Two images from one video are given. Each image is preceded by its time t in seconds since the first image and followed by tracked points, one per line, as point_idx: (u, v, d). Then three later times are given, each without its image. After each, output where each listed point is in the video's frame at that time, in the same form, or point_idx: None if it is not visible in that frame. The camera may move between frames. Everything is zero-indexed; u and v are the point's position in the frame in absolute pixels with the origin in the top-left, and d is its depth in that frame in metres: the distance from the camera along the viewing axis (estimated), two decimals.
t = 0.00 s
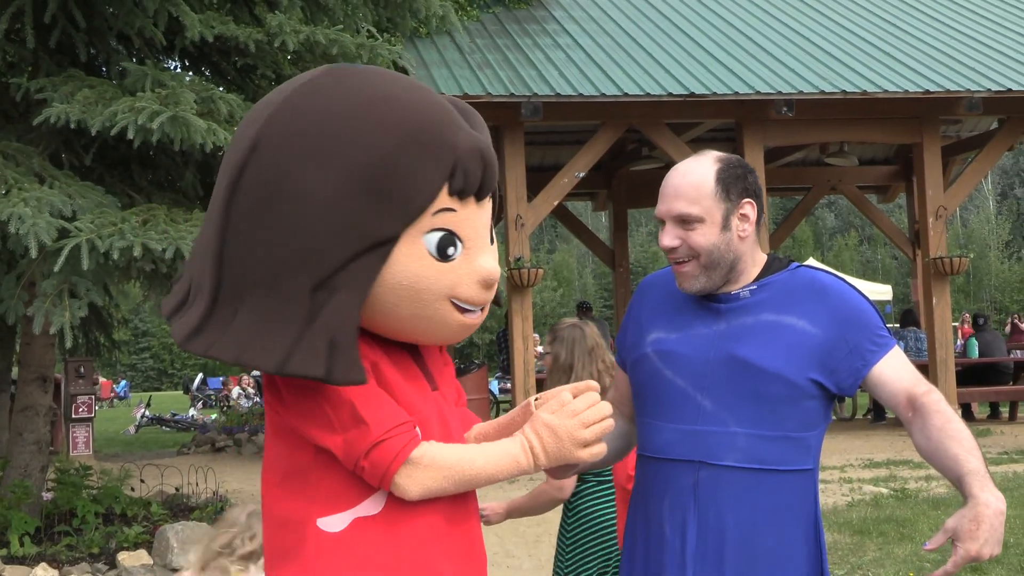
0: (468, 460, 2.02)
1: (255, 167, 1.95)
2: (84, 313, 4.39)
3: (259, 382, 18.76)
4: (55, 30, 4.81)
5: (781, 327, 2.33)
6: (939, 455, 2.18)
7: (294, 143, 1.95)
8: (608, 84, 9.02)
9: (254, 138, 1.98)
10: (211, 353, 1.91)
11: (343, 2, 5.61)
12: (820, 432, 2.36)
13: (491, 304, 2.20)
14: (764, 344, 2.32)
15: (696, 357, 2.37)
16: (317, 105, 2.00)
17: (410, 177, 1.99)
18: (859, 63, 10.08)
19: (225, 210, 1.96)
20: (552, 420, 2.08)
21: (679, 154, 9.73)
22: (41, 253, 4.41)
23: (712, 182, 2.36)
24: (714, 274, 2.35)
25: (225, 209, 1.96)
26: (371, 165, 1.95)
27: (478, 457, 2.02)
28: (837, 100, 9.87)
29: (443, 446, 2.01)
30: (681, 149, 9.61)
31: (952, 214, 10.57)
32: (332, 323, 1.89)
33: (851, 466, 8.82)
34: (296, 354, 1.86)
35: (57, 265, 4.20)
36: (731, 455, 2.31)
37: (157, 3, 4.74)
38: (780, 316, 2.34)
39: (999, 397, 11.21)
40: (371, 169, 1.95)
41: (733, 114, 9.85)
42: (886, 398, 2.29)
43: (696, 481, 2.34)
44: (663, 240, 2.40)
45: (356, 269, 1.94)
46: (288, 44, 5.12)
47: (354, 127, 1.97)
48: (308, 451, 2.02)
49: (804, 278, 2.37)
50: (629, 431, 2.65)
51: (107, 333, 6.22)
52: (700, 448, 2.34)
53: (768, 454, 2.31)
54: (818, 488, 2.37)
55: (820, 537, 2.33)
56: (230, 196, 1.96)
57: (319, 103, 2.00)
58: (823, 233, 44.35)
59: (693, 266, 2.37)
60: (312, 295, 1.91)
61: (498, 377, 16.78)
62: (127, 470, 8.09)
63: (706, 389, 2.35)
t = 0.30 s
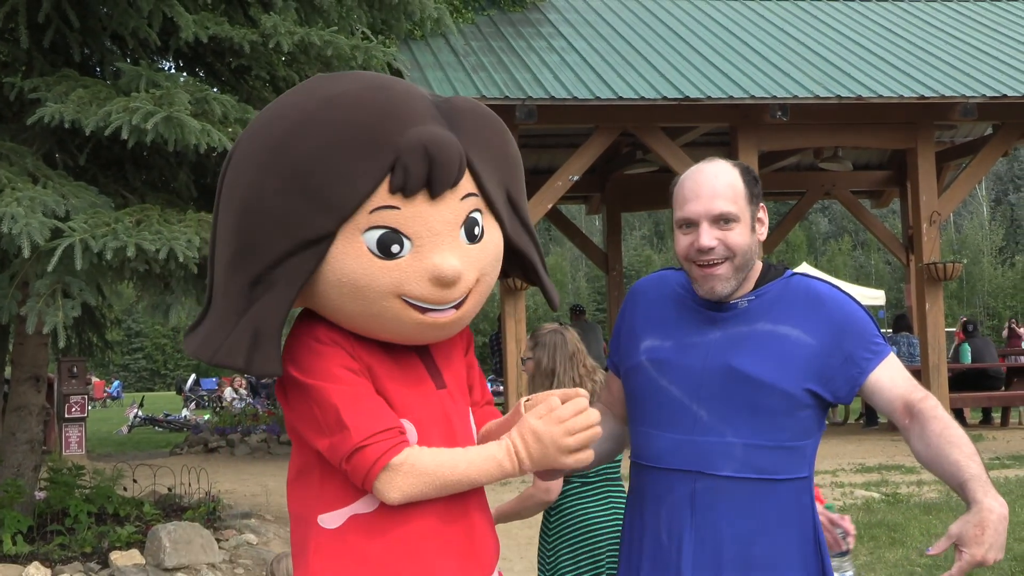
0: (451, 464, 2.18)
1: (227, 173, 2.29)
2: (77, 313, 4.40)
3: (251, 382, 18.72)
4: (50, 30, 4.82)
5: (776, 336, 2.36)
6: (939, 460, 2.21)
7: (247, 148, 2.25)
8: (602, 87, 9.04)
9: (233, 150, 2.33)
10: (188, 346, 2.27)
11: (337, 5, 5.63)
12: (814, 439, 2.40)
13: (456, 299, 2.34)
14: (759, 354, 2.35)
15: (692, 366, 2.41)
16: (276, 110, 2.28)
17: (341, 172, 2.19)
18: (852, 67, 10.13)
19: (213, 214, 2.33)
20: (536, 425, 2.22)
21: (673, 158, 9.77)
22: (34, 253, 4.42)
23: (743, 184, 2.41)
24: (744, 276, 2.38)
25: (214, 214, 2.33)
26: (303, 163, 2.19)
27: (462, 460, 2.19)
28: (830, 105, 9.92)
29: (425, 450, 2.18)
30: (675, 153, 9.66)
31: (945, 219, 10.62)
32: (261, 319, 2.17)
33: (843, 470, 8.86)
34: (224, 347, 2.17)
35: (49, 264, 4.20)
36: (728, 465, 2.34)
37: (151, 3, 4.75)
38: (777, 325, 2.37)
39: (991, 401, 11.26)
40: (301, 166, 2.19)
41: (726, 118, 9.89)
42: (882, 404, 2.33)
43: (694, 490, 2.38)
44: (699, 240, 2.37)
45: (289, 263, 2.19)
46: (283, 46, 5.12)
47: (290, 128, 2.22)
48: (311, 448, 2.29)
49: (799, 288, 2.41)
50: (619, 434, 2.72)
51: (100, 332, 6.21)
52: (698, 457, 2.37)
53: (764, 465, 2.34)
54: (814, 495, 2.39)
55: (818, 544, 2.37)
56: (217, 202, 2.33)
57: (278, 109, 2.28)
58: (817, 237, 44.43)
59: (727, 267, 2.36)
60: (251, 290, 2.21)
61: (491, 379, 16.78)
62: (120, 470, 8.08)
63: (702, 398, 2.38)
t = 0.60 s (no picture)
0: (424, 458, 2.19)
1: (232, 163, 2.34)
2: (71, 312, 4.39)
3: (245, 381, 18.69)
4: (44, 28, 4.81)
5: (757, 334, 2.37)
6: (922, 457, 2.18)
7: (250, 137, 2.30)
8: (596, 86, 9.04)
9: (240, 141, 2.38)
10: (187, 340, 2.30)
11: (332, 3, 5.63)
12: (798, 436, 2.41)
13: (452, 291, 2.33)
14: (741, 353, 2.36)
15: (675, 366, 2.42)
16: (279, 101, 2.32)
17: (336, 159, 2.21)
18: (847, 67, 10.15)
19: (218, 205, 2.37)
20: (518, 422, 2.26)
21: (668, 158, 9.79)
22: (27, 252, 4.41)
23: (726, 181, 2.43)
24: (728, 270, 2.39)
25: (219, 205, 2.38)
26: (299, 150, 2.21)
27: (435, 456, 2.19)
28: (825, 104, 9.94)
29: (404, 446, 2.19)
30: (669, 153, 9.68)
31: (939, 219, 10.65)
32: (254, 306, 2.19)
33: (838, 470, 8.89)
34: (217, 333, 2.18)
35: (44, 263, 4.19)
36: (716, 466, 2.36)
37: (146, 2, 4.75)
38: (759, 325, 2.37)
39: (984, 401, 11.31)
40: (298, 153, 2.21)
41: (721, 118, 9.91)
42: (865, 401, 2.30)
43: (684, 492, 2.39)
44: (684, 233, 2.37)
45: (283, 251, 2.21)
46: (278, 44, 5.11)
47: (290, 116, 2.25)
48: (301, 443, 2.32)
49: (779, 286, 2.41)
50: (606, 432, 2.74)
51: (94, 331, 6.20)
52: (685, 459, 2.39)
53: (749, 465, 2.35)
54: (801, 493, 2.41)
55: (807, 542, 2.39)
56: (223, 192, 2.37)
57: (281, 100, 2.32)
58: (811, 237, 44.49)
59: (712, 261, 2.37)
60: (247, 277, 2.23)
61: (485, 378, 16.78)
62: (113, 469, 8.06)
63: (687, 399, 2.39)
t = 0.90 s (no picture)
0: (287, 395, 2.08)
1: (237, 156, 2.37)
2: (67, 308, 4.39)
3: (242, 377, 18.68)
4: (41, 23, 4.81)
5: (735, 319, 2.47)
6: (892, 435, 2.36)
7: (255, 129, 2.32)
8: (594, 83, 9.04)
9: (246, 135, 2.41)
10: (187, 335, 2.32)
11: None
12: (779, 418, 2.52)
13: (449, 284, 2.33)
14: (721, 338, 2.45)
15: (653, 353, 2.48)
16: (283, 94, 2.35)
17: (336, 151, 2.23)
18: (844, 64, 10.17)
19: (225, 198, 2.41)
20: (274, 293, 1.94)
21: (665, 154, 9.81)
22: (24, 247, 4.41)
23: (693, 170, 2.51)
24: (697, 255, 2.47)
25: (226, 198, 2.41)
26: (300, 142, 2.23)
27: (290, 384, 2.03)
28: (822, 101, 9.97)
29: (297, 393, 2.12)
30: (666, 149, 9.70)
31: (935, 216, 10.68)
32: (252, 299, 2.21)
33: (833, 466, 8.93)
34: (215, 325, 2.20)
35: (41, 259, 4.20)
36: (702, 450, 2.43)
37: None
38: (736, 309, 2.48)
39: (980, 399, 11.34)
40: (299, 144, 2.23)
41: (719, 115, 9.93)
42: (834, 384, 2.46)
43: (671, 479, 2.44)
44: (654, 218, 2.44)
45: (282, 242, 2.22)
46: (274, 40, 5.09)
47: (291, 108, 2.27)
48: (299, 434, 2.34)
49: (749, 272, 2.53)
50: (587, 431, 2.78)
51: (90, 326, 6.20)
52: (672, 446, 2.44)
53: (734, 448, 2.44)
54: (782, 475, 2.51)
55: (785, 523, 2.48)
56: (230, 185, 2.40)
57: (286, 92, 2.35)
58: (808, 234, 44.52)
59: (681, 246, 2.44)
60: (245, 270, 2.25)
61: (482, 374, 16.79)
62: (110, 464, 8.06)
63: (668, 386, 2.45)
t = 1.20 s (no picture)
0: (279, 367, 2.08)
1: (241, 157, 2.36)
2: (70, 309, 4.39)
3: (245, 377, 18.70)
4: (43, 25, 4.82)
5: (739, 319, 2.47)
6: (893, 438, 2.37)
7: (260, 131, 2.32)
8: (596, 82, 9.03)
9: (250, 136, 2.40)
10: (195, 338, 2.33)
11: None
12: (780, 421, 2.52)
13: (460, 288, 2.33)
14: (725, 339, 2.45)
15: (658, 352, 2.48)
16: (287, 95, 2.35)
17: (345, 156, 2.23)
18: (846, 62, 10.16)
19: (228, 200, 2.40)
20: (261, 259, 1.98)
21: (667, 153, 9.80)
22: (27, 248, 4.41)
23: (698, 168, 2.51)
24: (702, 254, 2.46)
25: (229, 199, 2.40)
26: (308, 145, 2.23)
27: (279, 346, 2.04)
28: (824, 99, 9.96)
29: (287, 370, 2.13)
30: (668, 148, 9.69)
31: (939, 214, 10.66)
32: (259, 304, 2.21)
33: (837, 466, 8.92)
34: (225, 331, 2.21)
35: (44, 260, 4.20)
36: (704, 450, 2.43)
37: None
38: (741, 309, 2.48)
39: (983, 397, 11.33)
40: (307, 148, 2.23)
41: (721, 114, 9.93)
42: (839, 388, 2.48)
43: (671, 478, 2.43)
44: (659, 217, 2.44)
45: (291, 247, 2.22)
46: (276, 40, 5.10)
47: (299, 111, 2.27)
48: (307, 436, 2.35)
49: (756, 273, 2.52)
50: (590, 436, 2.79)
51: (93, 326, 6.20)
52: (674, 446, 2.44)
53: (737, 449, 2.44)
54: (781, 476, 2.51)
55: (784, 525, 2.48)
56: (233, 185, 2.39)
57: (290, 94, 2.34)
58: (811, 232, 44.48)
59: (686, 244, 2.44)
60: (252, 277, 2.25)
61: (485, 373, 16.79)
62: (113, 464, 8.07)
63: (671, 385, 2.46)
